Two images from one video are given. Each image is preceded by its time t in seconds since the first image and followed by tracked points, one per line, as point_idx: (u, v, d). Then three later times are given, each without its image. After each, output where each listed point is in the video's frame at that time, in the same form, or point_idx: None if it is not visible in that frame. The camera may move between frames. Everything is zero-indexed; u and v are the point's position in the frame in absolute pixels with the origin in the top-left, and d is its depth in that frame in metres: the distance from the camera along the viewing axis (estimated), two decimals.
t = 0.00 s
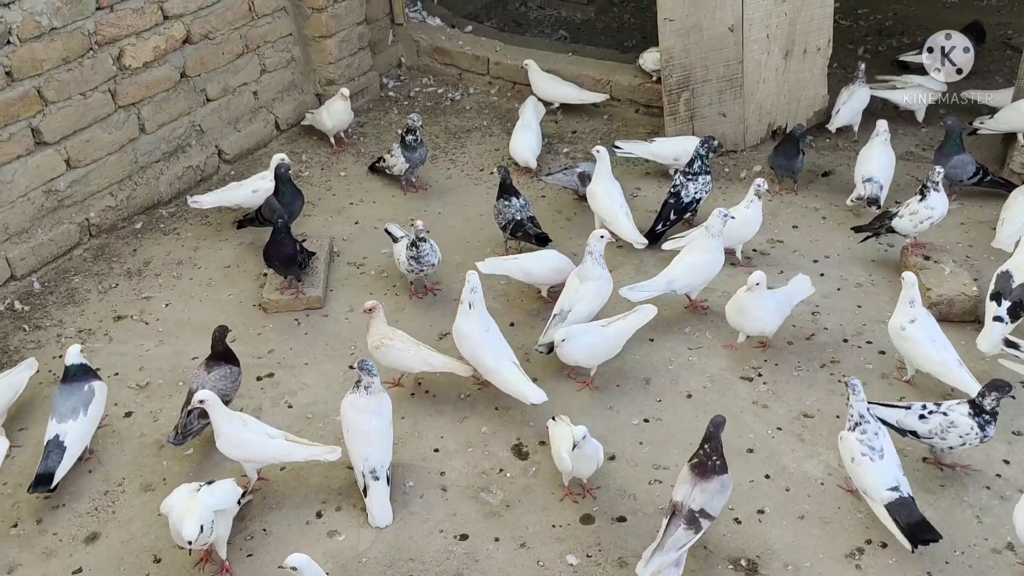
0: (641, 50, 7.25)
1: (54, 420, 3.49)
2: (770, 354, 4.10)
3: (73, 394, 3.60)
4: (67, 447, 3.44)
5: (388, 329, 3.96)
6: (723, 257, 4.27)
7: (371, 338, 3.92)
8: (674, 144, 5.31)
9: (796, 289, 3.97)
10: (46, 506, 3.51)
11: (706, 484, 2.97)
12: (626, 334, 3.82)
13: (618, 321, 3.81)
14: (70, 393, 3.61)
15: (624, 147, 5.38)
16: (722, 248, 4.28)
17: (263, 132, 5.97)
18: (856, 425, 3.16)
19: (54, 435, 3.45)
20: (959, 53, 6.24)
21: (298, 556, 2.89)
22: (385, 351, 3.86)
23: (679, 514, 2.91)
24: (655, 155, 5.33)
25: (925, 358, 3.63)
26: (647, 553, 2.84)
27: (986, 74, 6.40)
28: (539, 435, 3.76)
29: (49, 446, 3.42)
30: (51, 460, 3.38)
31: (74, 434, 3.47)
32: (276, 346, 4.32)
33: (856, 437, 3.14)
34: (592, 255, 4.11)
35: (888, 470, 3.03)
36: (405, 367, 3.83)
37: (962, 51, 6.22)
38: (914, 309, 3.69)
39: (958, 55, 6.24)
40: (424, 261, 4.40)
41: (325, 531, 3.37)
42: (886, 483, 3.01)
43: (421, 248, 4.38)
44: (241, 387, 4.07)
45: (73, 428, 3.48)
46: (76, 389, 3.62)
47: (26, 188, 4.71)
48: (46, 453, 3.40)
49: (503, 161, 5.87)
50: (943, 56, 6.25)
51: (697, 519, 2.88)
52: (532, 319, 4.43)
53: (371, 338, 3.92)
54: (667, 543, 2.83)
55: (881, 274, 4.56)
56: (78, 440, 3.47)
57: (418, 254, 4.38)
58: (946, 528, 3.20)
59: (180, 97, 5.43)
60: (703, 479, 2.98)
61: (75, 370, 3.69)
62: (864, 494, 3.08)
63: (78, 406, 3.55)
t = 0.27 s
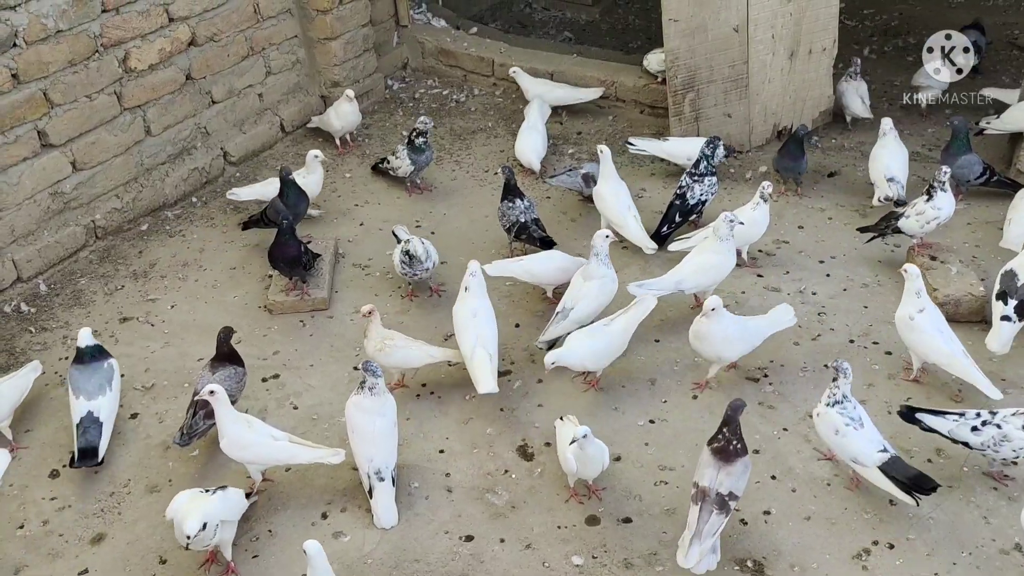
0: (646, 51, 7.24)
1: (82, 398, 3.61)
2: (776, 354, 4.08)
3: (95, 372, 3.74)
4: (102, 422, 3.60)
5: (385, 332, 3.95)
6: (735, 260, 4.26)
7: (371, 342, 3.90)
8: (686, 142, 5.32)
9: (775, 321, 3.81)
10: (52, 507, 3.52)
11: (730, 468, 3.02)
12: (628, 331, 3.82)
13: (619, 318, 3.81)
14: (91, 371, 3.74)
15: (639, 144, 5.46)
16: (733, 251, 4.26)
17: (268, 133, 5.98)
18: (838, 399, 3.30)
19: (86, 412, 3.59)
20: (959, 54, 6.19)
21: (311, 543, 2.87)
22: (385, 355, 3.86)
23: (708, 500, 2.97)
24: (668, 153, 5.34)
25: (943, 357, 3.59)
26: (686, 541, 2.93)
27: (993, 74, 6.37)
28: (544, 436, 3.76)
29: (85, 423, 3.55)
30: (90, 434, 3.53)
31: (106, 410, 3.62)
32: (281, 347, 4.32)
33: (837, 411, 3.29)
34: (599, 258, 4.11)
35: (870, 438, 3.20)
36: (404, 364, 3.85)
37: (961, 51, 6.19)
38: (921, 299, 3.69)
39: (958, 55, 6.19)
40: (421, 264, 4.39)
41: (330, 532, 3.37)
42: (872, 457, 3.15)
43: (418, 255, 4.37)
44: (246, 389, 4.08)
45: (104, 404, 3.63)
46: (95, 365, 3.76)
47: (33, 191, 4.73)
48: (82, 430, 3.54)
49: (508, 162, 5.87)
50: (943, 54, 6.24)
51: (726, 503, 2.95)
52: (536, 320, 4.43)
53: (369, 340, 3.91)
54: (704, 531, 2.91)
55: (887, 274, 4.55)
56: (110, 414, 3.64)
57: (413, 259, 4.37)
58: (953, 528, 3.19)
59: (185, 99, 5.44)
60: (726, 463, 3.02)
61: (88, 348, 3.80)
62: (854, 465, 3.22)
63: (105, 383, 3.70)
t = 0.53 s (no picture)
0: (657, 53, 7.25)
1: (104, 374, 3.74)
2: (789, 355, 4.08)
3: (117, 350, 3.86)
4: (120, 398, 3.73)
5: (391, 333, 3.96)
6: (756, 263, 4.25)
7: (377, 344, 3.91)
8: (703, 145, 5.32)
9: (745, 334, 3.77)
10: (67, 505, 3.54)
11: (741, 463, 3.03)
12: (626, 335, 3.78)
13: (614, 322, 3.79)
14: (113, 349, 3.86)
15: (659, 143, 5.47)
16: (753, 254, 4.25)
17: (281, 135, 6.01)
18: (845, 391, 3.32)
19: (106, 387, 3.72)
20: (959, 54, 6.24)
21: (325, 542, 2.88)
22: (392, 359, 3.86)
23: (720, 497, 2.98)
24: (687, 151, 5.36)
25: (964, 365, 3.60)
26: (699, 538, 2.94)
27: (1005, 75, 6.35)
28: (556, 436, 3.76)
29: (104, 398, 3.68)
30: (108, 409, 3.66)
31: (125, 386, 3.75)
32: (294, 347, 4.34)
33: (844, 402, 3.32)
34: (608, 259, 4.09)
35: (879, 427, 3.25)
36: (410, 366, 3.86)
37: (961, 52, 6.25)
38: (935, 297, 3.75)
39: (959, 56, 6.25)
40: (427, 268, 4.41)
41: (343, 531, 3.38)
42: (884, 446, 3.21)
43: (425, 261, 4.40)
44: (259, 389, 4.09)
45: (125, 381, 3.76)
46: (118, 344, 3.88)
47: (48, 192, 4.76)
48: (101, 404, 3.67)
49: (520, 163, 5.88)
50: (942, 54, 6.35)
51: (738, 499, 2.97)
52: (548, 321, 4.43)
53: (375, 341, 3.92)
54: (716, 527, 2.92)
55: (899, 275, 4.53)
56: (129, 391, 3.76)
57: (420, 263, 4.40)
58: (967, 529, 3.17)
59: (198, 101, 5.47)
60: (738, 458, 3.03)
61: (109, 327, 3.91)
62: (862, 454, 3.28)
63: (125, 360, 3.82)
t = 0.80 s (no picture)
0: (666, 55, 7.23)
1: (112, 369, 3.79)
2: (798, 358, 4.05)
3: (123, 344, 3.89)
4: (130, 392, 3.79)
5: (396, 336, 3.96)
6: (760, 266, 4.23)
7: (383, 346, 3.91)
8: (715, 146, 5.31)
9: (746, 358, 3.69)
10: (74, 504, 3.54)
11: (747, 467, 3.01)
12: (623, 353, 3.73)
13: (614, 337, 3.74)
14: (120, 343, 3.90)
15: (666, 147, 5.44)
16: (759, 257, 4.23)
17: (289, 136, 6.01)
18: (851, 397, 3.30)
19: (115, 382, 3.77)
20: (959, 54, 6.17)
21: (327, 551, 2.89)
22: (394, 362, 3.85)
23: (726, 502, 2.95)
24: (694, 156, 5.33)
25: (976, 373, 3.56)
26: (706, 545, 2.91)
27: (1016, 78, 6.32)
28: (563, 438, 3.74)
29: (114, 394, 3.75)
30: (118, 405, 3.73)
31: (134, 380, 3.81)
32: (301, 348, 4.33)
33: (854, 410, 3.29)
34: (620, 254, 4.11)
35: (889, 431, 3.24)
36: (414, 370, 3.86)
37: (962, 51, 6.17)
38: (927, 296, 3.77)
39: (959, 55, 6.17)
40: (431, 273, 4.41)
41: (349, 532, 3.37)
42: (895, 451, 3.20)
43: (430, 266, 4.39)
44: (266, 389, 4.09)
45: (133, 375, 3.81)
46: (124, 338, 3.92)
47: (57, 191, 4.77)
48: (111, 400, 3.74)
49: (528, 165, 5.87)
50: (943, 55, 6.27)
51: (744, 503, 2.94)
52: (555, 323, 4.42)
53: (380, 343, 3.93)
54: (723, 534, 2.89)
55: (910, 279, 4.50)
56: (138, 385, 3.82)
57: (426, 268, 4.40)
58: (978, 536, 3.14)
59: (208, 101, 5.47)
60: (743, 462, 3.01)
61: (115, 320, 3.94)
62: (873, 460, 3.26)
63: (132, 353, 3.86)
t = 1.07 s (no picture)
0: (667, 59, 7.22)
1: (110, 359, 3.84)
2: (796, 364, 4.04)
3: (117, 335, 3.93)
4: (132, 380, 3.86)
5: (395, 339, 3.94)
6: (755, 272, 4.22)
7: (380, 349, 3.90)
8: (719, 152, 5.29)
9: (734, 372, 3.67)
10: (69, 508, 3.53)
11: (744, 475, 3.00)
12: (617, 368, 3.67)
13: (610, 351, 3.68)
14: (114, 334, 3.94)
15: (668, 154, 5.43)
16: (755, 262, 4.21)
17: (288, 138, 6.00)
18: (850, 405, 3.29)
19: (115, 372, 3.83)
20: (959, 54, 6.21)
21: (320, 550, 2.89)
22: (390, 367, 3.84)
23: (723, 511, 2.96)
24: (695, 161, 5.31)
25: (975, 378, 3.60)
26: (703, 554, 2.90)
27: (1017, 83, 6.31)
28: (559, 444, 3.73)
29: (116, 384, 3.81)
30: (123, 395, 3.81)
31: (134, 368, 3.87)
32: (298, 352, 4.33)
33: (855, 418, 3.27)
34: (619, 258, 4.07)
35: (889, 439, 3.23)
36: (411, 376, 3.84)
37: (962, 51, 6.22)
38: (916, 301, 3.79)
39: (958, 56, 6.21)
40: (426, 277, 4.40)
41: (345, 537, 3.36)
42: (895, 459, 3.19)
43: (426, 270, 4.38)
44: (263, 393, 4.08)
45: (131, 363, 3.86)
46: (117, 328, 3.95)
47: (55, 193, 4.77)
48: (115, 390, 3.81)
49: (527, 168, 5.86)
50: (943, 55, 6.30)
51: (742, 512, 2.94)
52: (553, 328, 4.41)
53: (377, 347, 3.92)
54: (720, 543, 2.89)
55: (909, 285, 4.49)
56: (138, 371, 3.88)
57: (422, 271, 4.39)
58: (975, 544, 3.13)
59: (207, 103, 5.47)
60: (740, 471, 3.00)
61: (105, 311, 3.96)
62: (872, 468, 3.25)
63: (128, 341, 3.92)
